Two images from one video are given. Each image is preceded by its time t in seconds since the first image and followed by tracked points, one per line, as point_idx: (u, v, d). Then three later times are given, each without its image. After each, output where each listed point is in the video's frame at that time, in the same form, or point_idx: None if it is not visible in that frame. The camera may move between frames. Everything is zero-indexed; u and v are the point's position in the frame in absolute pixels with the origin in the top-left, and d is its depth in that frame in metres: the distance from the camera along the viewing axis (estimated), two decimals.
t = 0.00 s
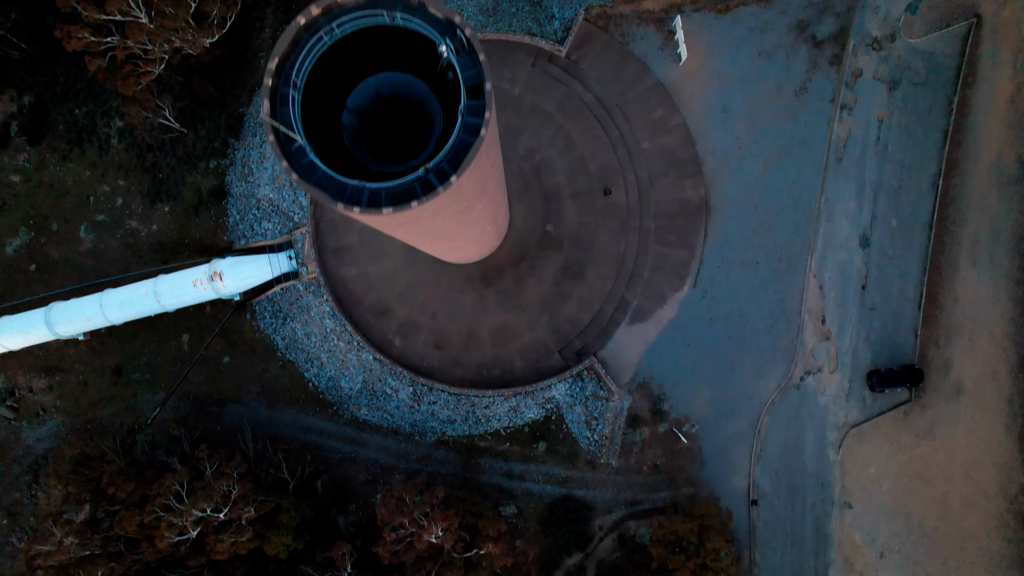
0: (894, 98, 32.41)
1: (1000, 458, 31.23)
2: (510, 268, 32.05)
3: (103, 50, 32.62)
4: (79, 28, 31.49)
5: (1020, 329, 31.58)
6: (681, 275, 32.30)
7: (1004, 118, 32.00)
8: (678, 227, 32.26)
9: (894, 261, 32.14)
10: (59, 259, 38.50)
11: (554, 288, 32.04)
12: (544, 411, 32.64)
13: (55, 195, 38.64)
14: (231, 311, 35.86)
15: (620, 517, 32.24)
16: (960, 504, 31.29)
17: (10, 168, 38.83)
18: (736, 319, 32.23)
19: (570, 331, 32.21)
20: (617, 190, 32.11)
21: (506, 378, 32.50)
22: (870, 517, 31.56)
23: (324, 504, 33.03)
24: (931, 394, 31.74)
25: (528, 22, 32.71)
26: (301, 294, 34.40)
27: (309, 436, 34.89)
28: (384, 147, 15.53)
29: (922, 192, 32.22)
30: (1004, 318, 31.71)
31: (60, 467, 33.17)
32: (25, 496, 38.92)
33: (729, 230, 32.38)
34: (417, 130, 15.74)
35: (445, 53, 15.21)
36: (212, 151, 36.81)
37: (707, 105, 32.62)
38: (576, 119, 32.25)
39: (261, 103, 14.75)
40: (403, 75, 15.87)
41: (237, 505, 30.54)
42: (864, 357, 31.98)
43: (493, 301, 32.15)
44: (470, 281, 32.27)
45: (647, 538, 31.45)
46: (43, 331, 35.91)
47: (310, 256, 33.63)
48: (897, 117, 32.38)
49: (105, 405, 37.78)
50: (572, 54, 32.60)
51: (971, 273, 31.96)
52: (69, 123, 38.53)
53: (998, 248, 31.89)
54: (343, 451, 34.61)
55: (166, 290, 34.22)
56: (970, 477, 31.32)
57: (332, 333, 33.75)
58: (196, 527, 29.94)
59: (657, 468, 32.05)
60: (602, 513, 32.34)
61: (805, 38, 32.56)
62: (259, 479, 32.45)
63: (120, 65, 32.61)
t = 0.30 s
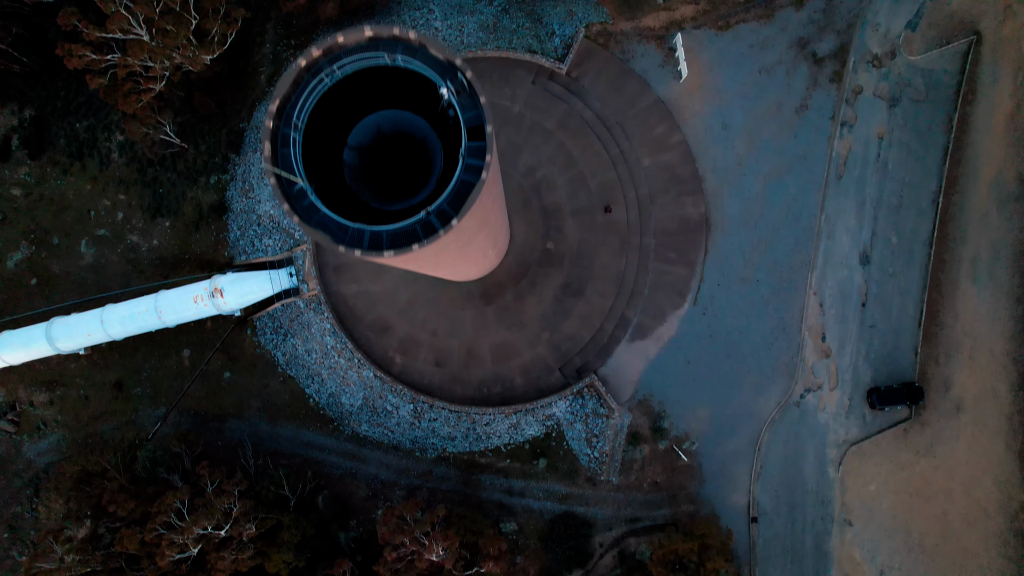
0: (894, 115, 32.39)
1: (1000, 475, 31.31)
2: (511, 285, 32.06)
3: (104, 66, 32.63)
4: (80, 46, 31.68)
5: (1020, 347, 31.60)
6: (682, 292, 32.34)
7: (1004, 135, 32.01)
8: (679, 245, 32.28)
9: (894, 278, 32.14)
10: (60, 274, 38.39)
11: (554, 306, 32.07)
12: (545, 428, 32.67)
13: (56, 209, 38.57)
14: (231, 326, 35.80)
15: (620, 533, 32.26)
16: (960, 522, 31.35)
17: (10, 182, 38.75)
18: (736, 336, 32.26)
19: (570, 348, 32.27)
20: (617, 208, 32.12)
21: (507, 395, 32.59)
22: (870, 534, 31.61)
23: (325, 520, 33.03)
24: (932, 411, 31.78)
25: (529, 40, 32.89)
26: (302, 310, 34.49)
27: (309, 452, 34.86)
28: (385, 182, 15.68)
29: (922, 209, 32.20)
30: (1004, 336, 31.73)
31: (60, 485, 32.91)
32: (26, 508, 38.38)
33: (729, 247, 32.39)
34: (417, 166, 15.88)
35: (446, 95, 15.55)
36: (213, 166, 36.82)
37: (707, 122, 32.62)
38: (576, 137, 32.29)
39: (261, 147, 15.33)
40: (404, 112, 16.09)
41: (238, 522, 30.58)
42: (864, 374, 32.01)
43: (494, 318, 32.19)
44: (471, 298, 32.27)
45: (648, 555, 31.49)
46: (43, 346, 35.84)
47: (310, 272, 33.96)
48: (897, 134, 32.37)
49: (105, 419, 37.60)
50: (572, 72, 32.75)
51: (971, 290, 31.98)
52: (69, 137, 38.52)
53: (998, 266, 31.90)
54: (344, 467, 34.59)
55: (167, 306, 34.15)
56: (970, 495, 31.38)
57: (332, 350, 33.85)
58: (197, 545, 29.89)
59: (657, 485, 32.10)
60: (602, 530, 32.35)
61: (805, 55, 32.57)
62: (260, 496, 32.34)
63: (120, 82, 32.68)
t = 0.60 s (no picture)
0: (894, 132, 32.41)
1: (1000, 492, 31.42)
2: (512, 302, 32.09)
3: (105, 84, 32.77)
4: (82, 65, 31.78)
5: (1020, 364, 31.68)
6: (682, 309, 32.41)
7: (1004, 153, 32.06)
8: (679, 262, 32.33)
9: (894, 295, 32.16)
10: (61, 287, 38.22)
11: (554, 323, 32.12)
12: (545, 444, 32.74)
13: (57, 222, 38.40)
14: (232, 341, 35.72)
15: (620, 549, 32.29)
16: (960, 539, 31.48)
17: (10, 195, 38.59)
18: (736, 353, 32.31)
19: (570, 365, 32.37)
20: (617, 225, 32.16)
21: (507, 412, 32.68)
22: (870, 551, 31.69)
23: (326, 536, 33.04)
24: (932, 428, 31.84)
25: (529, 56, 33.24)
26: (302, 326, 34.56)
27: (310, 467, 34.85)
28: (384, 218, 16.58)
29: (922, 226, 32.22)
30: (1004, 353, 31.78)
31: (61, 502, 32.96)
32: (25, 523, 38.01)
33: (729, 264, 32.43)
34: (419, 203, 16.87)
35: (448, 138, 16.68)
36: (213, 180, 36.79)
37: (708, 139, 32.67)
38: (577, 154, 32.38)
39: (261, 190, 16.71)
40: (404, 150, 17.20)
41: (239, 539, 30.55)
42: (864, 391, 32.07)
43: (494, 335, 32.25)
44: (471, 315, 32.25)
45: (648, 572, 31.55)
46: (44, 361, 35.54)
47: (310, 289, 33.97)
48: (897, 151, 32.39)
49: (107, 433, 37.23)
50: (573, 89, 32.90)
51: (971, 307, 32.02)
52: (70, 150, 38.40)
53: (998, 283, 31.94)
54: (345, 482, 34.58)
55: (168, 321, 34.07)
56: (970, 512, 31.48)
57: (333, 367, 33.92)
58: (197, 562, 29.85)
59: (657, 502, 32.17)
60: (602, 546, 32.38)
61: (805, 72, 32.58)
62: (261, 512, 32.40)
63: (121, 99, 32.66)
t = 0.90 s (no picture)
0: (893, 146, 32.44)
1: (999, 507, 31.51)
2: (512, 317, 32.12)
3: (105, 100, 32.83)
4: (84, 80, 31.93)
5: (1019, 379, 31.74)
6: (682, 324, 32.51)
7: (1003, 167, 32.09)
8: (679, 276, 32.40)
9: (894, 309, 32.19)
10: (62, 299, 37.90)
11: (555, 338, 32.19)
12: (545, 458, 32.81)
13: (58, 234, 38.04)
14: (232, 354, 35.63)
15: (620, 563, 32.34)
16: (959, 553, 31.58)
17: (11, 206, 38.21)
18: (736, 368, 32.39)
19: (570, 380, 32.46)
20: (617, 240, 32.21)
21: (508, 427, 32.75)
22: (870, 565, 31.77)
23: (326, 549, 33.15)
24: (931, 443, 31.90)
25: (530, 71, 33.25)
26: (303, 340, 34.61)
27: (311, 479, 34.82)
28: (384, 249, 19.04)
29: (922, 241, 32.25)
30: (1003, 368, 31.85)
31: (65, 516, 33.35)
32: (27, 535, 37.32)
33: (729, 279, 32.48)
34: (419, 234, 19.36)
35: (450, 174, 19.27)
36: (214, 193, 36.74)
37: (708, 153, 32.73)
38: (577, 169, 32.46)
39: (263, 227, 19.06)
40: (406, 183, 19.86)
41: (240, 554, 30.59)
42: (864, 406, 32.13)
43: (494, 350, 32.33)
44: (472, 330, 32.23)
45: None
46: (45, 373, 35.10)
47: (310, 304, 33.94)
48: (897, 165, 32.40)
49: (107, 445, 36.83)
50: (573, 104, 33.00)
51: (971, 322, 32.07)
52: (72, 161, 38.02)
53: (998, 298, 31.99)
54: (345, 495, 34.54)
55: (169, 335, 33.79)
56: (969, 526, 31.60)
57: (333, 381, 33.98)
58: None
59: (657, 516, 32.24)
60: (603, 560, 32.44)
61: (805, 86, 32.61)
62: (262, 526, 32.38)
63: (122, 114, 32.79)
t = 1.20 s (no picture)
0: (894, 158, 32.47)
1: (999, 517, 31.56)
2: (512, 328, 32.11)
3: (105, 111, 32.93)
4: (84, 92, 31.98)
5: (1020, 390, 31.76)
6: (682, 335, 32.58)
7: (1003, 179, 32.10)
8: (679, 287, 32.46)
9: (894, 320, 32.23)
10: (62, 308, 37.52)
11: (555, 349, 32.24)
12: (545, 469, 32.86)
13: (58, 243, 37.70)
14: (233, 364, 35.55)
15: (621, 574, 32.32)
16: (960, 564, 31.62)
17: (12, 215, 37.84)
18: (736, 379, 32.44)
19: (571, 391, 32.52)
20: (617, 251, 32.26)
21: (508, 438, 32.78)
22: None
23: (327, 559, 33.08)
24: (931, 454, 31.93)
25: (530, 82, 33.38)
26: (303, 351, 34.58)
27: (311, 489, 34.82)
28: (384, 272, 21.80)
29: (922, 251, 32.29)
30: (1003, 380, 31.88)
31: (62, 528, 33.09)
32: (27, 545, 37.11)
33: (729, 290, 32.52)
34: (419, 256, 22.03)
35: (450, 200, 21.88)
36: (214, 202, 36.67)
37: (708, 164, 32.78)
38: (577, 180, 32.53)
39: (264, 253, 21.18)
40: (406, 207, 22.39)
41: (240, 566, 30.43)
42: (863, 417, 32.18)
43: (495, 361, 32.37)
44: (472, 341, 32.19)
45: None
46: (45, 383, 34.68)
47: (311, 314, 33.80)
48: (897, 177, 32.42)
49: (107, 454, 36.63)
50: (573, 115, 33.08)
51: (971, 333, 32.08)
52: (71, 170, 37.77)
53: (998, 309, 32.00)
54: (346, 505, 34.53)
55: (169, 344, 33.49)
56: (970, 537, 31.65)
57: (333, 392, 34.03)
58: None
59: (657, 526, 32.29)
60: (603, 570, 32.44)
61: (805, 98, 32.64)
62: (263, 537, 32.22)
63: (123, 125, 32.80)
